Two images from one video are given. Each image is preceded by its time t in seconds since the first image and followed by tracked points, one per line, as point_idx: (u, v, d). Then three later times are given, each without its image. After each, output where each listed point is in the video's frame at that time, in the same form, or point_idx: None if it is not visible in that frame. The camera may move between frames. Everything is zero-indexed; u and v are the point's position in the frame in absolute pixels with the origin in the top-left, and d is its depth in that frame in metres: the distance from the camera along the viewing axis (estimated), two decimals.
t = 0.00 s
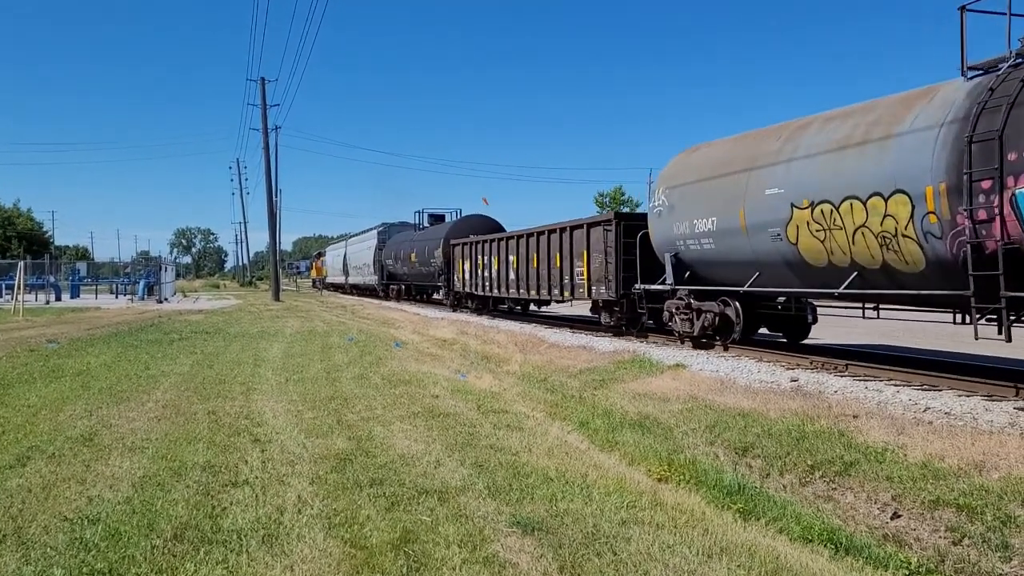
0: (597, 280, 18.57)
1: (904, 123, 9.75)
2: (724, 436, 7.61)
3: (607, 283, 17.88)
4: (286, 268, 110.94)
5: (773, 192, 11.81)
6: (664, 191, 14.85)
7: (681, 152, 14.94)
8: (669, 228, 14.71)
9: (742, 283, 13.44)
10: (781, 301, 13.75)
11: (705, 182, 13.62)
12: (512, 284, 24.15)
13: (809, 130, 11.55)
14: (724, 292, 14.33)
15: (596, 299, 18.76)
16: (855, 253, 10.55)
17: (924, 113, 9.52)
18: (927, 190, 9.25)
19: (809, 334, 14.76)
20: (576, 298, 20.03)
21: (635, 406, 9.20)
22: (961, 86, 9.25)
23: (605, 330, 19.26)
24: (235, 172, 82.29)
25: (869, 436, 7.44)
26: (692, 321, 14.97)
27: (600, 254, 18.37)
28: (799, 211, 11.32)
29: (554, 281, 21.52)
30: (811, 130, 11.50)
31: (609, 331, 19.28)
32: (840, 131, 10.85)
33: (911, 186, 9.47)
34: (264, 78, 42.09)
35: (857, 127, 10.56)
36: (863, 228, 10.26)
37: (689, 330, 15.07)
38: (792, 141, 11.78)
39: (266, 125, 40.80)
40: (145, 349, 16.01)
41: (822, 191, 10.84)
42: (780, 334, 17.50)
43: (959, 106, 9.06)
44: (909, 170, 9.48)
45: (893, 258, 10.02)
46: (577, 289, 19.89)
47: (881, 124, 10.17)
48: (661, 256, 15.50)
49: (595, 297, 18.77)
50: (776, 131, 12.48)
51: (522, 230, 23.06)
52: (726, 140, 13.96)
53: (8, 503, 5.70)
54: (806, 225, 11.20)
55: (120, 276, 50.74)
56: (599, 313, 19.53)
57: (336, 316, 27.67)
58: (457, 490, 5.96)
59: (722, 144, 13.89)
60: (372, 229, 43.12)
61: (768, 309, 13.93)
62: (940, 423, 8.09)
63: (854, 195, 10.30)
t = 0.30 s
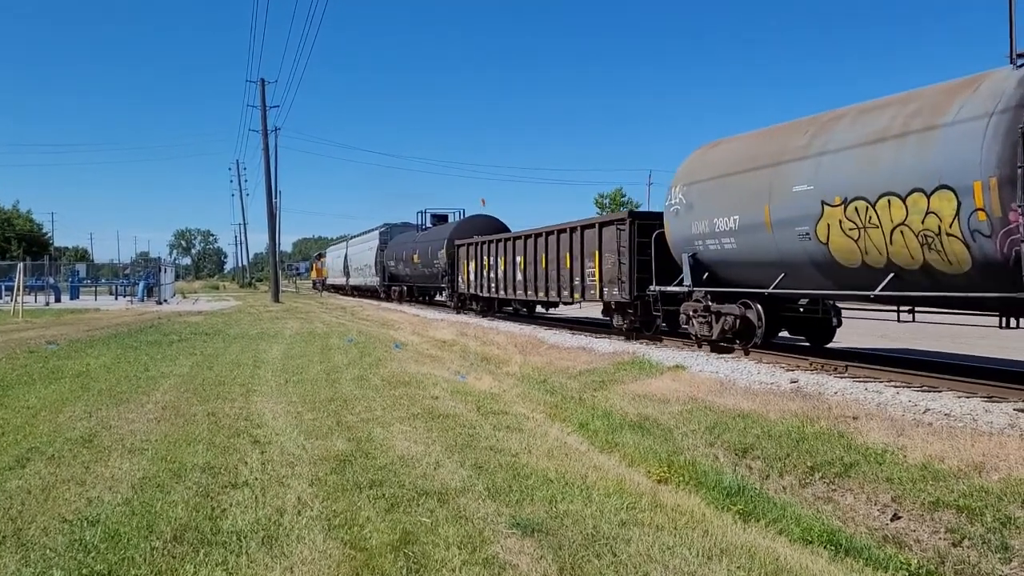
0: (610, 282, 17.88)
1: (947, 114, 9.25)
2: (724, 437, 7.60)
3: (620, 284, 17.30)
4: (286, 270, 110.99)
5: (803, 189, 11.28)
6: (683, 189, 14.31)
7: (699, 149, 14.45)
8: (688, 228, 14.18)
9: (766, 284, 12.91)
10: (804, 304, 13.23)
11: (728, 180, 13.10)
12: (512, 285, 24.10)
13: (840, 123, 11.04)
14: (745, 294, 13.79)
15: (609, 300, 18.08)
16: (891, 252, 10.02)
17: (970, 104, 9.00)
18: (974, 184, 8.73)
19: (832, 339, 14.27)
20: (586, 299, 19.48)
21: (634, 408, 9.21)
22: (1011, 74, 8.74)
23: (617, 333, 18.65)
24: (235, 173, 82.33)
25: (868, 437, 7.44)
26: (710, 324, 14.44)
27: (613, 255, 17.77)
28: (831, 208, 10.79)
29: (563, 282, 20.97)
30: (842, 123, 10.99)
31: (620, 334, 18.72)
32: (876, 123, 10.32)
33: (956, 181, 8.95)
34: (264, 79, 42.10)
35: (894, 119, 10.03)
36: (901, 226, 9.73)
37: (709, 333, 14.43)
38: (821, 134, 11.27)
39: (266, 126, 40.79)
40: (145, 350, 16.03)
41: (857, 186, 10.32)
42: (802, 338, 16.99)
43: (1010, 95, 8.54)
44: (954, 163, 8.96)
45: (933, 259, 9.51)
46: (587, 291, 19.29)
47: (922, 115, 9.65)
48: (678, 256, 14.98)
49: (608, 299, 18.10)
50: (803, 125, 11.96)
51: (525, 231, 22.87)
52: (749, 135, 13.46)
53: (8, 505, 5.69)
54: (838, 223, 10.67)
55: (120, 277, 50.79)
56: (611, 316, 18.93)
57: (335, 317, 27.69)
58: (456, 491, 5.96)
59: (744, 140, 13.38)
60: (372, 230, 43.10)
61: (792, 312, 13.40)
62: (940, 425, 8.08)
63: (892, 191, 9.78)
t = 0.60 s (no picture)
0: (623, 283, 17.19)
1: (998, 103, 8.45)
2: (724, 438, 7.60)
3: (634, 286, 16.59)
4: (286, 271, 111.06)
5: (836, 185, 10.49)
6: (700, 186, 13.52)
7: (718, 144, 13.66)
8: (707, 227, 13.42)
9: (794, 286, 12.16)
10: (831, 307, 12.53)
11: (750, 176, 12.30)
12: (513, 286, 24.03)
13: (873, 114, 10.24)
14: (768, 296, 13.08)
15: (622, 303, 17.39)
16: (936, 251, 9.30)
17: None
18: None
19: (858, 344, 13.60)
20: (598, 302, 18.84)
21: (635, 409, 9.21)
22: None
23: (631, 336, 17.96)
24: (235, 174, 82.28)
25: (868, 438, 7.44)
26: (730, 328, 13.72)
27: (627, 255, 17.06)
28: (866, 205, 10.03)
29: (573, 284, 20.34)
30: (876, 114, 10.19)
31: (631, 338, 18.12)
32: (915, 113, 9.52)
33: (1011, 176, 8.21)
34: (263, 80, 42.14)
35: (936, 109, 9.24)
36: (947, 223, 9.00)
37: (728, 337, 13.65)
38: (853, 127, 10.48)
39: (265, 128, 40.82)
40: (145, 351, 16.03)
41: (895, 182, 9.54)
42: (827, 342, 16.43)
43: None
44: (1008, 157, 8.21)
45: (982, 258, 8.84)
46: (598, 292, 18.71)
47: (967, 104, 8.86)
48: (695, 256, 14.23)
49: (621, 301, 17.41)
50: (832, 118, 11.16)
51: (527, 231, 22.66)
52: (772, 129, 12.64)
53: (8, 507, 5.68)
54: (875, 222, 9.91)
55: (120, 278, 50.92)
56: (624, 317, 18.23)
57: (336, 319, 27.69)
58: (456, 492, 5.97)
59: (767, 135, 12.59)
60: (373, 231, 43.07)
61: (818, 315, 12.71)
62: (940, 426, 8.09)
63: (937, 186, 9.02)
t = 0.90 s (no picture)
0: (641, 284, 16.68)
1: None
2: (725, 439, 7.60)
3: (650, 287, 16.13)
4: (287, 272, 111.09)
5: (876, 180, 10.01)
6: (724, 183, 13.03)
7: (739, 139, 13.19)
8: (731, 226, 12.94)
9: (826, 287, 11.70)
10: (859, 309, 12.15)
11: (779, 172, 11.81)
12: (515, 287, 23.94)
13: (913, 105, 9.80)
14: (794, 298, 12.67)
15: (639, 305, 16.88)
16: (986, 249, 8.82)
17: None
18: None
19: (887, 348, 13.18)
20: (611, 303, 18.41)
21: (636, 410, 9.21)
22: None
23: (646, 338, 17.52)
24: (236, 175, 82.17)
25: (870, 439, 7.44)
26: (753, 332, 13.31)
27: (643, 255, 16.58)
28: (908, 202, 9.55)
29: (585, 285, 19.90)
30: (918, 104, 9.71)
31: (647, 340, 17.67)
32: (962, 104, 9.03)
33: None
34: (263, 81, 42.18)
35: (985, 99, 8.76)
36: (1000, 219, 8.50)
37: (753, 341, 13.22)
38: (892, 118, 10.03)
39: (266, 129, 40.85)
40: (146, 353, 16.02)
41: (941, 176, 9.07)
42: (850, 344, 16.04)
43: None
44: None
45: None
46: (611, 293, 18.28)
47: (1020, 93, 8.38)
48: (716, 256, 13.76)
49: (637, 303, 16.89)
50: (867, 110, 10.72)
51: (531, 232, 22.47)
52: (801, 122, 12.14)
53: (8, 508, 5.69)
54: (918, 219, 9.44)
55: (120, 279, 51.02)
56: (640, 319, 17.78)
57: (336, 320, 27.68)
58: (457, 493, 5.96)
59: (794, 128, 12.13)
60: (375, 231, 42.94)
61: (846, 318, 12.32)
62: (941, 426, 8.10)
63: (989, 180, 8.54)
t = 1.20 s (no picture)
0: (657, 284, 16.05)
1: None
2: (725, 439, 7.60)
3: (668, 288, 15.52)
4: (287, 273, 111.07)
5: (918, 174, 9.35)
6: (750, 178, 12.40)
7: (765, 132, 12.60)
8: (756, 224, 12.30)
9: (859, 288, 11.10)
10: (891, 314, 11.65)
11: (812, 166, 11.17)
12: (520, 287, 23.66)
13: (955, 94, 9.20)
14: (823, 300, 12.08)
15: (655, 305, 16.27)
16: None
17: None
18: None
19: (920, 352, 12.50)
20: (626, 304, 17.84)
21: (636, 410, 9.20)
22: None
23: (663, 340, 16.94)
24: (236, 174, 81.99)
25: (871, 439, 7.44)
26: (779, 335, 12.74)
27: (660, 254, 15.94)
28: (954, 196, 8.89)
29: (597, 285, 19.34)
30: (965, 93, 9.06)
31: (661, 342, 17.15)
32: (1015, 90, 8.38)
33: None
34: (263, 81, 42.23)
35: None
36: None
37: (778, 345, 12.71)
38: (933, 108, 9.41)
39: (265, 130, 40.86)
40: (145, 354, 16.00)
41: (991, 169, 8.43)
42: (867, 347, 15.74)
43: None
44: None
45: None
46: (624, 294, 17.77)
47: None
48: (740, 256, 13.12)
49: (654, 304, 16.27)
50: (905, 99, 10.10)
51: (535, 231, 22.24)
52: (833, 114, 11.49)
53: (7, 509, 5.68)
54: (968, 214, 8.77)
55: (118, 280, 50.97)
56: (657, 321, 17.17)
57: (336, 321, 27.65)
58: (457, 494, 5.95)
59: (825, 119, 11.51)
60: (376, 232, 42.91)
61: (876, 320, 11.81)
62: (941, 426, 8.09)
63: None
